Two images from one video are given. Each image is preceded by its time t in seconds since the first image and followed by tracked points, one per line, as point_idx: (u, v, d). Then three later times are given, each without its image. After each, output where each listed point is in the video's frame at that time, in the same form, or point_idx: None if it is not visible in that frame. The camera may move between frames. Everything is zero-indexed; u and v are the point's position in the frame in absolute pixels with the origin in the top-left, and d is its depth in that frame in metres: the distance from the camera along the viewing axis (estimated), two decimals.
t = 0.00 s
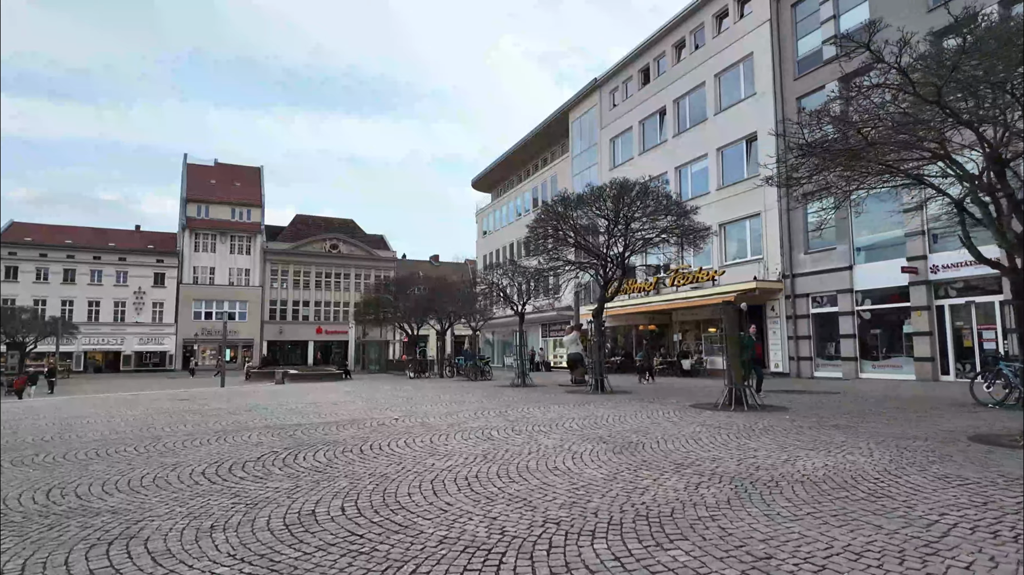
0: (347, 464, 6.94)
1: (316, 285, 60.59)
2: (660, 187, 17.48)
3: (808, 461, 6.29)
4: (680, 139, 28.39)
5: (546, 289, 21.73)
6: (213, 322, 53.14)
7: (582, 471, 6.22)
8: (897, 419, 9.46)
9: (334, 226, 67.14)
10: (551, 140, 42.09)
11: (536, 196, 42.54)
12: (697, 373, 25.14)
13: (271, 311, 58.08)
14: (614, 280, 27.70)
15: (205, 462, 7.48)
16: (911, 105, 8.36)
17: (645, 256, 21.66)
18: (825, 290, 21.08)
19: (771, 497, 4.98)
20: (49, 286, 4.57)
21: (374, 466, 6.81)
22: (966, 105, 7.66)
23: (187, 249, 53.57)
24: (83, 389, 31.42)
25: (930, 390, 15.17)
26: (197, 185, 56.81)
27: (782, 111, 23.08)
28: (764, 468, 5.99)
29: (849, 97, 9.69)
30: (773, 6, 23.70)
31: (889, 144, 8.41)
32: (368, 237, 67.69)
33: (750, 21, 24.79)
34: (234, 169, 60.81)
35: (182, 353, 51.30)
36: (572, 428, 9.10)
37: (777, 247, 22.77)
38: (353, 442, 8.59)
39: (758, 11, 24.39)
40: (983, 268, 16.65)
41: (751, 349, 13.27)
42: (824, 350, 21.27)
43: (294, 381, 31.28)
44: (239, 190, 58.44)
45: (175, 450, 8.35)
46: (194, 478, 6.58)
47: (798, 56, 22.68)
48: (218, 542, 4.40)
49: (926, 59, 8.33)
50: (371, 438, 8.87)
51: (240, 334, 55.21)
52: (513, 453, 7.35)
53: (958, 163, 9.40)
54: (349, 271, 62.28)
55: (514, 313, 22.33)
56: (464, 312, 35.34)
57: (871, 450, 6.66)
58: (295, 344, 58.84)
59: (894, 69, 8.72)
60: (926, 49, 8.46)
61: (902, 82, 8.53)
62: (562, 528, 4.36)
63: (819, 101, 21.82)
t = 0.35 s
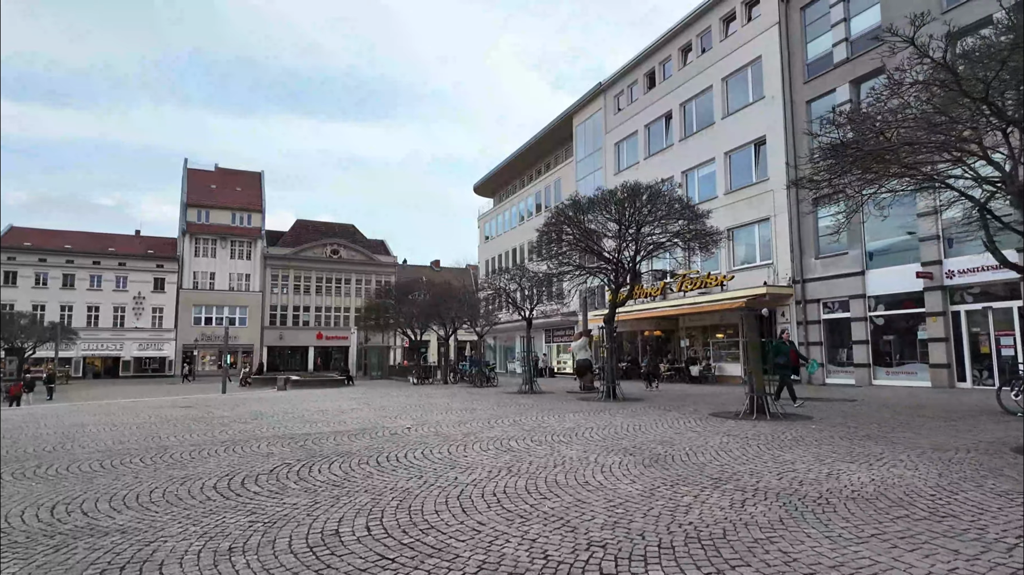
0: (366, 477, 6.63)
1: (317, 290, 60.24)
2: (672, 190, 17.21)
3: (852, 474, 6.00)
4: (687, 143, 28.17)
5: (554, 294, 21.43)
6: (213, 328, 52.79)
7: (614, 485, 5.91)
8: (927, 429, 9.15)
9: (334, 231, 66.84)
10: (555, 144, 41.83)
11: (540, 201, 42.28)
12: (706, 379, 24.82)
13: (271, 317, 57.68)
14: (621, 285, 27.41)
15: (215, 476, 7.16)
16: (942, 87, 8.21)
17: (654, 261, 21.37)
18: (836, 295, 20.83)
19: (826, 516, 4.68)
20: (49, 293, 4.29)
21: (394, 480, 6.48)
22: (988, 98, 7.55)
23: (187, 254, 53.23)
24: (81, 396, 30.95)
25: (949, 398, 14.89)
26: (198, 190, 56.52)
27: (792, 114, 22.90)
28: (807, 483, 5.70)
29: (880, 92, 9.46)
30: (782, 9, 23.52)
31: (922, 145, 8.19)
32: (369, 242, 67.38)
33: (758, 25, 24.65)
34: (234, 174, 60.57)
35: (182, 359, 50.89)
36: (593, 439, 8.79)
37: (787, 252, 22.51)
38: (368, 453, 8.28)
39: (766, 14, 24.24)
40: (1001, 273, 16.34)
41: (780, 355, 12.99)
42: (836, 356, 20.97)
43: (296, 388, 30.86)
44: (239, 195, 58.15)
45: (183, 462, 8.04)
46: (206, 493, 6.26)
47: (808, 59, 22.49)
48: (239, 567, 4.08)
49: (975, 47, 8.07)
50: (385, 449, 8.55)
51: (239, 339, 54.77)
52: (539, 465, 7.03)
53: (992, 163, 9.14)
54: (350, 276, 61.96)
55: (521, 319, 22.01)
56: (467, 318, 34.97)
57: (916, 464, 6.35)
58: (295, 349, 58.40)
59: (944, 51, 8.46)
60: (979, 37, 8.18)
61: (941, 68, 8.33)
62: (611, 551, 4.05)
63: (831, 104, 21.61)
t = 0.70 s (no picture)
0: (382, 487, 6.33)
1: (314, 294, 59.81)
2: (680, 191, 16.97)
3: (896, 483, 5.72)
4: (691, 146, 27.97)
5: (558, 297, 21.16)
6: (209, 332, 52.32)
7: (646, 496, 5.62)
8: (954, 433, 8.90)
9: (331, 234, 66.36)
10: (555, 147, 41.64)
11: (540, 204, 42.05)
12: (711, 384, 24.64)
13: (268, 320, 57.20)
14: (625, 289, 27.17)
15: (221, 485, 6.82)
16: (975, 78, 8.04)
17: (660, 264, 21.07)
18: (844, 298, 20.63)
19: (880, 529, 4.41)
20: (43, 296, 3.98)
21: (411, 489, 6.16)
22: (1013, 98, 7.31)
23: (183, 257, 52.77)
24: (76, 400, 30.47)
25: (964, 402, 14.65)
26: (194, 193, 56.13)
27: (797, 115, 22.72)
28: (850, 493, 5.42)
29: (908, 87, 9.24)
30: (787, 11, 23.37)
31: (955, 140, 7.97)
32: (366, 245, 67.00)
33: (763, 27, 24.51)
34: (231, 177, 60.19)
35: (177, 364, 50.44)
36: (612, 444, 8.52)
37: (795, 255, 22.30)
38: (380, 460, 7.98)
39: (771, 16, 24.10)
40: (1011, 275, 16.13)
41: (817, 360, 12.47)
42: (843, 360, 20.78)
43: (294, 392, 30.46)
44: (236, 198, 57.77)
45: (187, 470, 7.72)
46: (213, 505, 5.93)
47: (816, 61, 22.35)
48: None
49: (1017, 39, 7.77)
50: (397, 456, 8.25)
51: (235, 343, 54.24)
52: (562, 473, 6.73)
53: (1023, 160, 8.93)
54: (347, 279, 61.56)
55: (525, 322, 21.73)
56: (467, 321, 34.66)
57: (959, 472, 6.07)
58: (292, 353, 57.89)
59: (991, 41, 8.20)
60: None
61: (981, 57, 8.11)
62: (658, 570, 3.75)
63: (838, 106, 21.45)
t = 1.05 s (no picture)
0: (395, 494, 6.02)
1: (307, 295, 59.28)
2: (685, 189, 16.74)
3: (936, 488, 5.47)
4: (690, 145, 27.81)
5: (559, 297, 20.88)
6: (201, 333, 51.69)
7: (676, 503, 5.35)
8: (975, 434, 8.70)
9: (325, 234, 65.80)
10: (552, 147, 41.40)
11: (536, 204, 41.80)
12: (711, 385, 24.45)
13: (260, 321, 56.61)
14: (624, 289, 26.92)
15: (222, 493, 6.49)
16: (1004, 69, 7.83)
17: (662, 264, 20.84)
18: (847, 299, 20.51)
19: (935, 539, 4.15)
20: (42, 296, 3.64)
21: (426, 496, 5.86)
22: None
23: (175, 257, 52.14)
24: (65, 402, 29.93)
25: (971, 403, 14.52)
26: (187, 192, 55.49)
27: (798, 115, 22.61)
28: (890, 499, 5.18)
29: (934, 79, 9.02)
30: (788, 10, 23.25)
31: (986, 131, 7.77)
32: (360, 245, 66.51)
33: (763, 26, 24.41)
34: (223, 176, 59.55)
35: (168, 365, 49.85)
36: (627, 448, 8.25)
37: (796, 255, 22.16)
38: (388, 465, 7.66)
39: (772, 15, 23.99)
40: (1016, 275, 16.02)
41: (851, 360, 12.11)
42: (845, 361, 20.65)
43: (288, 393, 30.01)
44: (229, 198, 57.18)
45: (186, 476, 7.35)
46: (218, 513, 5.60)
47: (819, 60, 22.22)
48: None
49: None
50: (404, 460, 7.94)
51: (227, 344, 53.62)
52: (582, 478, 6.45)
53: None
54: (341, 280, 61.06)
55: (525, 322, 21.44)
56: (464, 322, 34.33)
57: (996, 477, 5.84)
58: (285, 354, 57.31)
59: None
60: None
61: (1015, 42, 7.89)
62: None
63: (840, 106, 21.35)
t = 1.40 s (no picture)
0: (414, 502, 5.66)
1: (306, 294, 58.82)
2: (696, 185, 16.39)
3: (995, 497, 5.12)
4: (696, 143, 27.51)
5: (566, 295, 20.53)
6: (199, 333, 51.23)
7: (719, 512, 5.00)
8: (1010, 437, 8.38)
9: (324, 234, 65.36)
10: (554, 145, 41.04)
11: (538, 203, 41.44)
12: (719, 386, 24.13)
13: (258, 321, 56.16)
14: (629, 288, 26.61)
15: (229, 500, 6.11)
16: None
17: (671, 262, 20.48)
18: (858, 297, 20.24)
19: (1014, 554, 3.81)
20: (38, 290, 3.32)
21: (449, 505, 5.49)
22: None
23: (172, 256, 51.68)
24: (61, 402, 29.53)
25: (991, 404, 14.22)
26: (184, 191, 55.03)
27: (807, 112, 22.32)
28: (950, 508, 4.83)
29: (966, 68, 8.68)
30: (797, 5, 22.96)
31: None
32: (359, 245, 66.08)
33: (771, 21, 24.10)
34: (221, 175, 59.07)
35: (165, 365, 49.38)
36: (650, 452, 7.91)
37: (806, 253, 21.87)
38: (402, 470, 7.29)
39: (780, 11, 23.67)
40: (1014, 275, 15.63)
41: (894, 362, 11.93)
42: (856, 361, 20.38)
43: (288, 394, 29.62)
44: (227, 197, 56.72)
45: (190, 482, 6.98)
46: (226, 524, 5.22)
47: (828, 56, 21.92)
48: None
49: None
50: (418, 465, 7.57)
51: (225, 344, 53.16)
52: (611, 485, 6.10)
53: None
54: (340, 280, 60.62)
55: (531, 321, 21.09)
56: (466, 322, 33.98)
57: None
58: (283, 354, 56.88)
59: None
60: None
61: None
62: None
63: (850, 102, 21.07)
